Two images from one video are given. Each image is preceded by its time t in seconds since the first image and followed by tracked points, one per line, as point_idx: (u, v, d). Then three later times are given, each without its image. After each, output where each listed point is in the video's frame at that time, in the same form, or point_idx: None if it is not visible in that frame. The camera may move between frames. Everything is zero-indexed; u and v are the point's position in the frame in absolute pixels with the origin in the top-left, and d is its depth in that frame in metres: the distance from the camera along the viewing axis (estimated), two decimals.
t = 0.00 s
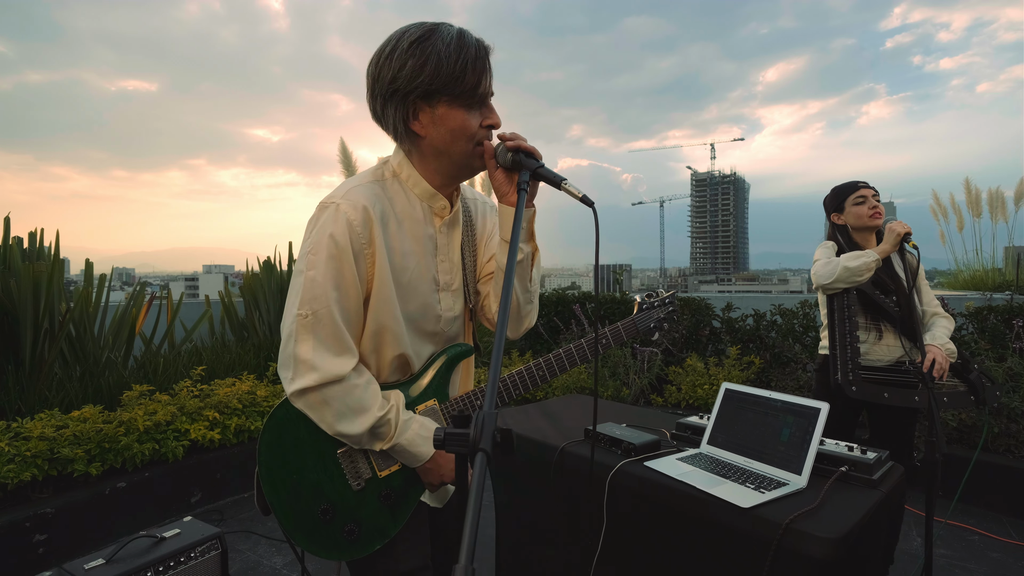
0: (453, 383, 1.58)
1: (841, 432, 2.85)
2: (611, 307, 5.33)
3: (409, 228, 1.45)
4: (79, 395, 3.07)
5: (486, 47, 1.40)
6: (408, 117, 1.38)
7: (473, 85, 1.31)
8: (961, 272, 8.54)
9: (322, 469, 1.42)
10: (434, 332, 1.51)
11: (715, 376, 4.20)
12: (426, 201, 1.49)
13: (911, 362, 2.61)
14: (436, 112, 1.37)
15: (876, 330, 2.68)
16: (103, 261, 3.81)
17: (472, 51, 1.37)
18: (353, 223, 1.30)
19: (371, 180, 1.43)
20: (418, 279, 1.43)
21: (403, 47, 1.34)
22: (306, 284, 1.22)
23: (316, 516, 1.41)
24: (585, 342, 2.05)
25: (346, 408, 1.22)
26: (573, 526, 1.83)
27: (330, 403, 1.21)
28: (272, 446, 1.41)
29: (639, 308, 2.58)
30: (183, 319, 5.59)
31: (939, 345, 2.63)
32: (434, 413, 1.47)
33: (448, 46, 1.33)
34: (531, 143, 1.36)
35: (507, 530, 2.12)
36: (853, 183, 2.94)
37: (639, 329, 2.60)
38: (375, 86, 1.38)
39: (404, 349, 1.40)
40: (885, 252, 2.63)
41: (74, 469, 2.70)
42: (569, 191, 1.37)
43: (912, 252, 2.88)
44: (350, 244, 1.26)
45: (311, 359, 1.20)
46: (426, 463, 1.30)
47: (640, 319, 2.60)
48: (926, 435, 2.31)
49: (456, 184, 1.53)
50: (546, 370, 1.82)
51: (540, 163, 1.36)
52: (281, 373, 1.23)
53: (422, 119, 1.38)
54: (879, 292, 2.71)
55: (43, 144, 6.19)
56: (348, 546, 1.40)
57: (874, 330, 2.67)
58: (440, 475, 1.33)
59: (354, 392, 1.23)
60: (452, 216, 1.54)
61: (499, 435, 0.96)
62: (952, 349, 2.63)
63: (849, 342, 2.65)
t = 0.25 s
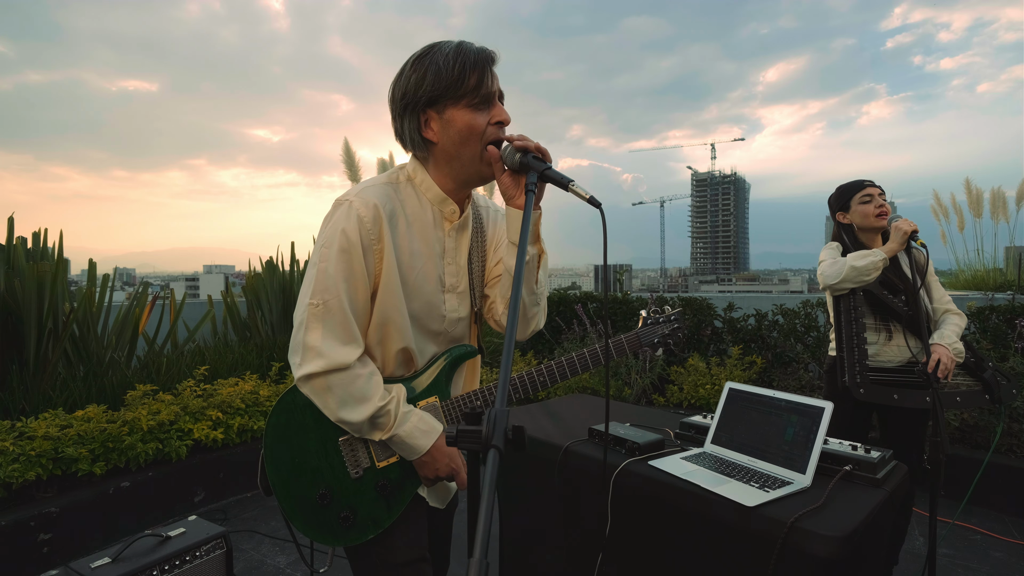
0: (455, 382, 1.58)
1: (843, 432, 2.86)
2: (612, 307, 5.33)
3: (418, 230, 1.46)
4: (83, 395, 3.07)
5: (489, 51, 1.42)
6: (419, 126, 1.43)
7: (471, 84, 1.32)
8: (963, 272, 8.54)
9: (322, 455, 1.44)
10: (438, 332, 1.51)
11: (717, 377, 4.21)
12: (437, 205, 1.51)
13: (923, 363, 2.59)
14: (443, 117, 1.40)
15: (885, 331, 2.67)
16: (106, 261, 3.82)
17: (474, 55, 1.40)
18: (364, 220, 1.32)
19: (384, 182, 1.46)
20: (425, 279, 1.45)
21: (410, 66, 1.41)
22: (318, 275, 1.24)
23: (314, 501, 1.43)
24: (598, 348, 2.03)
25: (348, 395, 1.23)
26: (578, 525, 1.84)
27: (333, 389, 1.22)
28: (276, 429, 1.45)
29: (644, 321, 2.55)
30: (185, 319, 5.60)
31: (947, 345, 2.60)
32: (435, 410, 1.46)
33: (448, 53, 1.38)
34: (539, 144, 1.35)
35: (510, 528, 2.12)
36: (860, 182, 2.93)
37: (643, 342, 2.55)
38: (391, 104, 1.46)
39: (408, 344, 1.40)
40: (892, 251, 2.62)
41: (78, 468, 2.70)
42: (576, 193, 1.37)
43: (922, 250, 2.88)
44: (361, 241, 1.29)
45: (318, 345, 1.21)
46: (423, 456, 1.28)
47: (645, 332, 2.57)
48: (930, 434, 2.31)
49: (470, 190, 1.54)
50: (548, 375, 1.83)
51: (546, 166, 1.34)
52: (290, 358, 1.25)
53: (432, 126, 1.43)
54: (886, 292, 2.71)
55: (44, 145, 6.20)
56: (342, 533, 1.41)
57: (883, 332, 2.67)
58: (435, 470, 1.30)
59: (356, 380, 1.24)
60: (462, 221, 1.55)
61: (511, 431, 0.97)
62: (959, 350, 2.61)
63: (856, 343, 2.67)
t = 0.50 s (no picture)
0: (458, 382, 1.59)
1: (846, 431, 2.86)
2: (613, 308, 5.34)
3: (426, 229, 1.47)
4: (87, 394, 3.08)
5: (508, 63, 1.44)
6: (430, 127, 1.45)
7: (483, 90, 1.34)
8: (965, 272, 8.54)
9: (322, 449, 1.45)
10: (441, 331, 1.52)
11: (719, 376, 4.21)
12: (445, 206, 1.52)
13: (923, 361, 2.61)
14: (455, 119, 1.42)
15: (886, 330, 2.68)
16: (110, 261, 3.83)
17: (493, 63, 1.41)
18: (372, 216, 1.34)
19: (394, 181, 1.48)
20: (431, 279, 1.45)
21: (430, 69, 1.44)
22: (327, 270, 1.25)
23: (313, 494, 1.44)
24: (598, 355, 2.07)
25: (350, 390, 1.24)
26: (582, 523, 1.84)
27: (336, 384, 1.23)
28: (279, 422, 1.47)
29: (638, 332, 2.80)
30: (188, 320, 5.61)
31: (947, 344, 2.60)
32: (435, 408, 1.47)
33: (467, 59, 1.40)
34: (547, 150, 1.37)
35: (514, 528, 2.13)
36: (862, 180, 2.93)
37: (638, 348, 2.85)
38: (408, 104, 1.49)
39: (412, 341, 1.41)
40: (895, 250, 2.65)
41: (82, 468, 2.71)
42: (584, 194, 1.38)
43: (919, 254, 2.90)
44: (369, 238, 1.30)
45: (324, 340, 1.22)
46: (422, 454, 1.28)
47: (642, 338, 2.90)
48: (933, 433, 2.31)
49: (479, 194, 1.54)
50: (543, 382, 1.88)
51: (554, 168, 1.34)
52: (295, 350, 1.26)
53: (444, 128, 1.45)
54: (887, 290, 2.72)
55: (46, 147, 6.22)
56: (339, 527, 1.42)
57: (883, 330, 2.67)
58: (433, 468, 1.29)
59: (359, 377, 1.24)
60: (471, 222, 1.55)
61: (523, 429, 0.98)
62: (960, 348, 2.61)
63: (858, 343, 2.66)
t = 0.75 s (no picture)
0: (466, 390, 1.59)
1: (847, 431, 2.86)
2: (613, 308, 5.35)
3: (430, 232, 1.47)
4: (88, 394, 3.09)
5: (514, 69, 1.44)
6: (434, 129, 1.46)
7: (488, 94, 1.34)
8: (965, 272, 8.54)
9: (329, 464, 1.45)
10: (448, 337, 1.52)
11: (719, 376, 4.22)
12: (449, 210, 1.52)
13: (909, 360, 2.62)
14: (459, 122, 1.42)
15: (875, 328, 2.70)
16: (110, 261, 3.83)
17: (499, 69, 1.42)
18: (375, 219, 1.34)
19: (397, 187, 1.48)
20: (436, 283, 1.45)
21: (437, 73, 1.45)
22: (330, 274, 1.26)
23: (321, 511, 1.44)
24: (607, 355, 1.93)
25: (356, 397, 1.24)
26: (584, 523, 1.85)
27: (342, 391, 1.23)
28: (285, 438, 1.46)
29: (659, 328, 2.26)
30: (189, 319, 5.62)
31: (941, 345, 2.64)
32: (444, 416, 1.47)
33: (473, 65, 1.41)
34: (552, 149, 1.37)
35: (516, 527, 2.13)
36: (851, 181, 2.92)
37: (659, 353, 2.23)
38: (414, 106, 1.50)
39: (417, 346, 1.41)
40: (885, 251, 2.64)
41: (84, 467, 2.71)
42: (587, 193, 1.38)
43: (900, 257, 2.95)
44: (372, 241, 1.31)
45: (329, 345, 1.23)
46: (432, 462, 1.29)
47: (661, 342, 2.23)
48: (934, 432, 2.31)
49: (482, 197, 1.55)
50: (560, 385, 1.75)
51: (557, 168, 1.35)
52: (300, 357, 1.26)
53: (447, 130, 1.45)
54: (875, 289, 2.75)
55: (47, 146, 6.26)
56: (348, 543, 1.42)
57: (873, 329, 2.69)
58: (445, 477, 1.30)
59: (365, 383, 1.24)
60: (475, 226, 1.55)
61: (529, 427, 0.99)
62: (951, 347, 2.65)
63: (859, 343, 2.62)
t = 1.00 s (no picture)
0: (471, 395, 1.59)
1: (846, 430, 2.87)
2: (614, 307, 5.35)
3: (435, 238, 1.47)
4: (89, 394, 3.09)
5: (516, 71, 1.44)
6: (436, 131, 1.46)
7: (491, 97, 1.34)
8: (964, 271, 8.54)
9: (333, 472, 1.45)
10: (453, 343, 1.51)
11: (720, 376, 4.22)
12: (454, 214, 1.52)
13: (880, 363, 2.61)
14: (462, 125, 1.43)
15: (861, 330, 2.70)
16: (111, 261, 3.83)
17: (502, 72, 1.42)
18: (380, 225, 1.34)
19: (401, 191, 1.48)
20: (441, 288, 1.45)
21: (439, 75, 1.45)
22: (334, 280, 1.25)
23: (324, 520, 1.43)
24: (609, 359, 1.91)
25: (361, 405, 1.24)
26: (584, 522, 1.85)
27: (345, 399, 1.23)
28: (288, 446, 1.45)
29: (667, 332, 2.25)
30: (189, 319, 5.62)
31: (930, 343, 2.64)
32: (448, 423, 1.46)
33: (476, 67, 1.41)
34: (554, 148, 1.38)
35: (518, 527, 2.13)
36: (828, 181, 2.93)
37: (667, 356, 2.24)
38: (416, 108, 1.50)
39: (421, 352, 1.41)
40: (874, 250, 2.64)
41: (85, 467, 2.71)
42: (589, 193, 1.38)
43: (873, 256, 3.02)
44: (377, 247, 1.30)
45: (333, 352, 1.23)
46: (437, 471, 1.29)
47: (668, 345, 2.26)
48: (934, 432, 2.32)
49: (485, 200, 1.55)
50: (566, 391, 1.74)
51: (559, 167, 1.35)
52: (304, 365, 1.26)
53: (450, 133, 1.45)
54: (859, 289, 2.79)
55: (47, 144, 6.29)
56: (352, 552, 1.42)
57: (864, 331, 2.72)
58: (450, 485, 1.30)
59: (369, 391, 1.25)
60: (479, 230, 1.56)
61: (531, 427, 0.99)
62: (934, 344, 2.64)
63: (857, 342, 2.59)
